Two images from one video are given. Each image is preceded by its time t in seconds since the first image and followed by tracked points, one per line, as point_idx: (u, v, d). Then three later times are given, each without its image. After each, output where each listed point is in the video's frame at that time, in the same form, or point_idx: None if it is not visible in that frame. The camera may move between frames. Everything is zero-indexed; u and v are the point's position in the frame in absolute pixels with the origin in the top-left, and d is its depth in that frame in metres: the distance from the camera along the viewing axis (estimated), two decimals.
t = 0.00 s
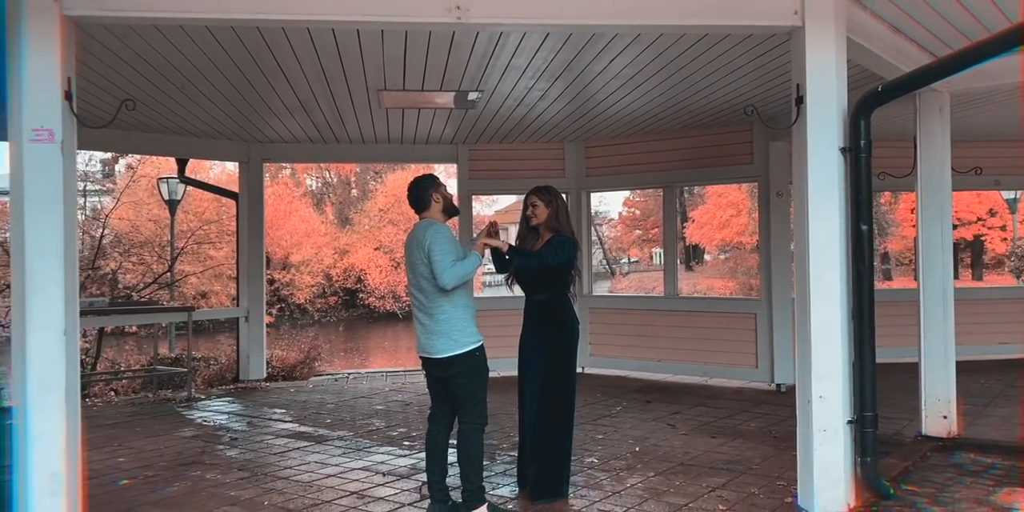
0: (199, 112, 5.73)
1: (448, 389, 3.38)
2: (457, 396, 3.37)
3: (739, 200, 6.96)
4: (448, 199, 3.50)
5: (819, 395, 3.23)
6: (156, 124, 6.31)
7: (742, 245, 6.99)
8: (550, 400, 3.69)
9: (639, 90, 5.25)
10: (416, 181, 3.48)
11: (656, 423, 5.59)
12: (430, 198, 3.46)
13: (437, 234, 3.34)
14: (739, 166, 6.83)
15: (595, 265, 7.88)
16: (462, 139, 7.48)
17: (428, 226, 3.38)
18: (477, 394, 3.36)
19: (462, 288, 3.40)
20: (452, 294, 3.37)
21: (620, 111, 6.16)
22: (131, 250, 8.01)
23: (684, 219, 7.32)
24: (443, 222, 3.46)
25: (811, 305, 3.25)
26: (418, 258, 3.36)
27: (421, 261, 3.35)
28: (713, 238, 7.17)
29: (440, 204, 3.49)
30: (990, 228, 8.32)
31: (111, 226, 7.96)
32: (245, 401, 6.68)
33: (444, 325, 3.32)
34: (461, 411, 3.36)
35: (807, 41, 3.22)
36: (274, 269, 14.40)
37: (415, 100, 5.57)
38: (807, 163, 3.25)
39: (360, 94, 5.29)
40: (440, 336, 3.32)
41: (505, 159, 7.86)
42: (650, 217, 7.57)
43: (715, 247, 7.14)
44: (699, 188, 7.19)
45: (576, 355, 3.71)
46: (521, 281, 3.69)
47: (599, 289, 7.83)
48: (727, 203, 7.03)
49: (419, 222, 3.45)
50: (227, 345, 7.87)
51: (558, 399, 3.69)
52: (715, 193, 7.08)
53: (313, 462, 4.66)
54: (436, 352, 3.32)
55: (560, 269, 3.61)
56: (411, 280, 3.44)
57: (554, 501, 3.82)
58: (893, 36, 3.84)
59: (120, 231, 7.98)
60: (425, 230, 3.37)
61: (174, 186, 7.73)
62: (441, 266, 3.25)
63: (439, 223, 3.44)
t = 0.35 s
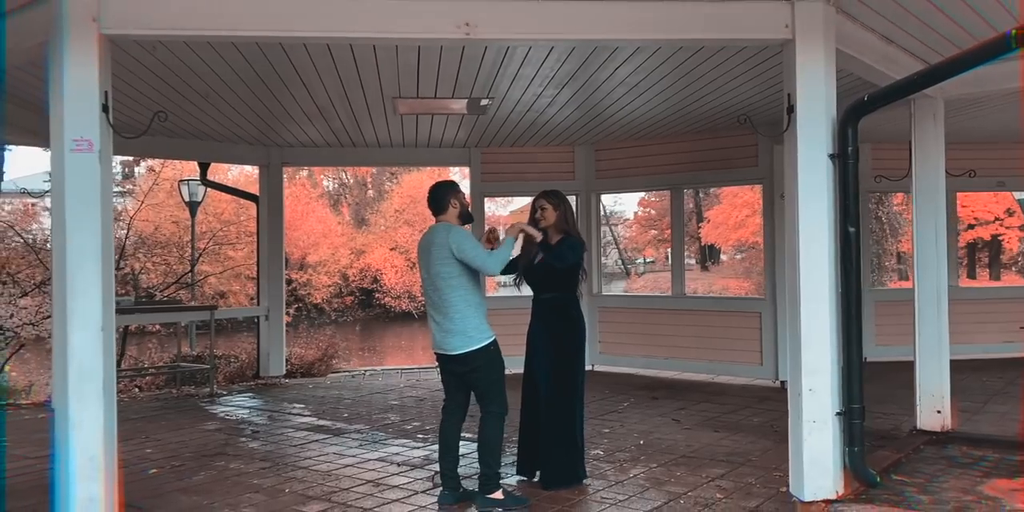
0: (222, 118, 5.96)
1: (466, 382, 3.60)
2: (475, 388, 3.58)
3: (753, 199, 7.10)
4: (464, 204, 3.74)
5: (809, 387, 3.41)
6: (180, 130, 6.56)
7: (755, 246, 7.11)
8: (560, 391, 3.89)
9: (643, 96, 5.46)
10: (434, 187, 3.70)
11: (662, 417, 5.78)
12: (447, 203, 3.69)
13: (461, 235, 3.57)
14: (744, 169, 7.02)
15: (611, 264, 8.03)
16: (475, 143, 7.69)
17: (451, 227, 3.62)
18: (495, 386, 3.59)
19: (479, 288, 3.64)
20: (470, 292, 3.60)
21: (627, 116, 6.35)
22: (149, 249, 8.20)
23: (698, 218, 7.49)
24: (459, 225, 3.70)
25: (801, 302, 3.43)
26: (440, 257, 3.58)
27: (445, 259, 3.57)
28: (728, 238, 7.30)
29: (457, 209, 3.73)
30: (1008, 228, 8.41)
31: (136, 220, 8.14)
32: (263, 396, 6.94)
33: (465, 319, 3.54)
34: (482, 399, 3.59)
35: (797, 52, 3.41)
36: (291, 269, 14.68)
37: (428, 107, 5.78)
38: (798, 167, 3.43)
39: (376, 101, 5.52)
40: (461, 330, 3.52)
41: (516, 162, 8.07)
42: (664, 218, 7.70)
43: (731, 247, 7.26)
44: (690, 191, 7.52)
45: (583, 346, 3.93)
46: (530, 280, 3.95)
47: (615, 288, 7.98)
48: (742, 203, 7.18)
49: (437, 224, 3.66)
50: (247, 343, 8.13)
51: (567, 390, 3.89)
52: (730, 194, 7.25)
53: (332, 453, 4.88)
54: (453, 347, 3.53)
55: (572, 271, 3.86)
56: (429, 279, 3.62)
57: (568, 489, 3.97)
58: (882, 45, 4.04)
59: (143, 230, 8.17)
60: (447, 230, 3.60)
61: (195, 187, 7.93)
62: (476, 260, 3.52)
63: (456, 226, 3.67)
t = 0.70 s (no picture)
0: (242, 124, 6.18)
1: (474, 376, 3.79)
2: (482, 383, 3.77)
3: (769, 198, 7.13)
4: (481, 206, 3.96)
5: (801, 380, 3.58)
6: (202, 135, 6.79)
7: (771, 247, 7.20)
8: (577, 388, 4.04)
9: (649, 101, 5.62)
10: (454, 187, 3.89)
11: (668, 412, 5.95)
12: (466, 204, 3.89)
13: (489, 238, 3.78)
14: (750, 170, 7.17)
15: (627, 265, 8.16)
16: (488, 145, 7.88)
17: (476, 227, 3.84)
18: (502, 380, 3.77)
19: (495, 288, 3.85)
20: (489, 289, 3.80)
21: (635, 119, 6.51)
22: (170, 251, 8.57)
23: (716, 218, 7.59)
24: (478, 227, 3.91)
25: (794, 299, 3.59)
26: (465, 256, 3.77)
27: (472, 255, 3.77)
28: (746, 238, 7.40)
29: (475, 210, 3.95)
30: None
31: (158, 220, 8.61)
32: (282, 391, 7.16)
33: (483, 315, 3.73)
34: (487, 393, 3.77)
35: (791, 59, 3.56)
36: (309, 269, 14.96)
37: (440, 111, 5.97)
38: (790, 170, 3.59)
39: (390, 106, 5.71)
40: (479, 324, 3.71)
41: (528, 164, 8.26)
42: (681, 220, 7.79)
43: (749, 247, 7.36)
44: (700, 191, 7.65)
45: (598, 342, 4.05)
46: (544, 279, 4.07)
47: (631, 287, 8.11)
48: (758, 203, 7.23)
49: (457, 224, 3.86)
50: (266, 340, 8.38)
51: (585, 386, 4.04)
52: (747, 194, 7.32)
53: (349, 444, 5.09)
54: (469, 342, 3.71)
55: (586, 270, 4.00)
56: (450, 273, 3.80)
57: (579, 479, 4.14)
58: (878, 51, 4.19)
59: (166, 230, 8.64)
60: (472, 229, 3.81)
61: (216, 187, 8.11)
62: (506, 259, 3.75)
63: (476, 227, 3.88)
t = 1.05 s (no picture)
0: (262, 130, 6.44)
1: (484, 371, 4.01)
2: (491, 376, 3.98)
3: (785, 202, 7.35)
4: (492, 208, 4.17)
5: (791, 375, 3.77)
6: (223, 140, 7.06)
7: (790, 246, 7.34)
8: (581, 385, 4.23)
9: (653, 107, 5.83)
10: (467, 191, 4.10)
11: (673, 407, 6.14)
12: (478, 206, 4.11)
13: (495, 239, 3.98)
14: (756, 173, 7.37)
15: (646, 265, 8.29)
16: (500, 148, 8.10)
17: (484, 229, 4.05)
18: (511, 374, 3.98)
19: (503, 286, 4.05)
20: (496, 288, 4.01)
21: (642, 123, 6.71)
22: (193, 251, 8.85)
23: (734, 218, 7.73)
24: (488, 228, 4.12)
25: (785, 298, 3.77)
26: (474, 257, 3.98)
27: (478, 256, 3.98)
28: (763, 238, 7.60)
29: (485, 213, 4.16)
30: None
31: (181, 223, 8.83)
32: (301, 387, 7.43)
33: (490, 313, 3.94)
34: (498, 387, 3.98)
35: (781, 69, 3.74)
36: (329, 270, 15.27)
37: (452, 117, 6.20)
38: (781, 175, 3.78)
39: (405, 112, 5.95)
40: (486, 321, 3.93)
41: (539, 167, 8.49)
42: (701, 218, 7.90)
43: (766, 246, 7.56)
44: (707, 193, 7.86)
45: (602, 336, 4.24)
46: (553, 277, 4.24)
47: (648, 287, 8.26)
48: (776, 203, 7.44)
49: (469, 225, 4.09)
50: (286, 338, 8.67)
51: (590, 383, 4.24)
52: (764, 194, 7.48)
53: (365, 436, 5.33)
54: (477, 338, 3.93)
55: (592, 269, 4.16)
56: (459, 273, 4.03)
57: (584, 470, 4.37)
58: (870, 59, 4.38)
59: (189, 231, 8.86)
60: (480, 231, 4.03)
61: (237, 189, 8.41)
62: (510, 259, 3.95)
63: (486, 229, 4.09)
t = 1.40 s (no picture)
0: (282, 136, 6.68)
1: (501, 368, 4.19)
2: (507, 374, 4.18)
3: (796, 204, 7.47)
4: (519, 214, 4.37)
5: (788, 371, 3.95)
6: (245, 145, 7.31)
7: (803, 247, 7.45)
8: (586, 382, 4.41)
9: (660, 113, 6.02)
10: (493, 198, 4.31)
11: (680, 404, 6.33)
12: (505, 211, 4.30)
13: (509, 248, 4.17)
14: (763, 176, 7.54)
15: (662, 265, 8.40)
16: (513, 152, 8.31)
17: (503, 236, 4.23)
18: (525, 375, 4.18)
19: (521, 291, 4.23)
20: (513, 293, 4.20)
21: (651, 128, 6.90)
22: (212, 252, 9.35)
23: (751, 219, 7.84)
24: (511, 234, 4.32)
25: (782, 298, 3.96)
26: (490, 264, 4.19)
27: (494, 263, 4.18)
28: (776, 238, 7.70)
29: (512, 218, 4.36)
30: None
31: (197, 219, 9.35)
32: (320, 384, 7.67)
33: (508, 315, 4.15)
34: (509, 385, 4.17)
35: (778, 79, 3.92)
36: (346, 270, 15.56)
37: (466, 123, 6.41)
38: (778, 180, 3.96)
39: (420, 118, 6.16)
40: (502, 324, 4.14)
41: (551, 169, 8.69)
42: (718, 218, 8.03)
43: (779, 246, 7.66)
44: (714, 195, 8.03)
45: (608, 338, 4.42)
46: (561, 281, 4.46)
47: (665, 287, 8.35)
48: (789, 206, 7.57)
49: (492, 230, 4.29)
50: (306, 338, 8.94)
51: (594, 380, 4.41)
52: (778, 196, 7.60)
53: (382, 430, 5.55)
54: (497, 339, 4.13)
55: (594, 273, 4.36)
56: (479, 276, 4.25)
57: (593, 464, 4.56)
58: (867, 68, 4.55)
59: (211, 232, 9.45)
60: (498, 238, 4.22)
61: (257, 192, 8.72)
62: (517, 275, 4.10)
63: (508, 234, 4.29)
